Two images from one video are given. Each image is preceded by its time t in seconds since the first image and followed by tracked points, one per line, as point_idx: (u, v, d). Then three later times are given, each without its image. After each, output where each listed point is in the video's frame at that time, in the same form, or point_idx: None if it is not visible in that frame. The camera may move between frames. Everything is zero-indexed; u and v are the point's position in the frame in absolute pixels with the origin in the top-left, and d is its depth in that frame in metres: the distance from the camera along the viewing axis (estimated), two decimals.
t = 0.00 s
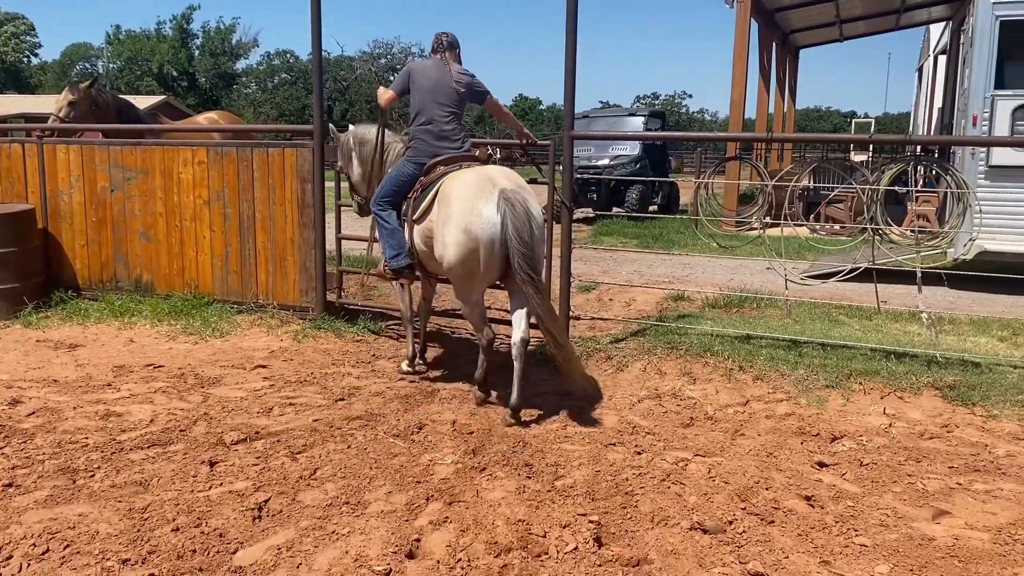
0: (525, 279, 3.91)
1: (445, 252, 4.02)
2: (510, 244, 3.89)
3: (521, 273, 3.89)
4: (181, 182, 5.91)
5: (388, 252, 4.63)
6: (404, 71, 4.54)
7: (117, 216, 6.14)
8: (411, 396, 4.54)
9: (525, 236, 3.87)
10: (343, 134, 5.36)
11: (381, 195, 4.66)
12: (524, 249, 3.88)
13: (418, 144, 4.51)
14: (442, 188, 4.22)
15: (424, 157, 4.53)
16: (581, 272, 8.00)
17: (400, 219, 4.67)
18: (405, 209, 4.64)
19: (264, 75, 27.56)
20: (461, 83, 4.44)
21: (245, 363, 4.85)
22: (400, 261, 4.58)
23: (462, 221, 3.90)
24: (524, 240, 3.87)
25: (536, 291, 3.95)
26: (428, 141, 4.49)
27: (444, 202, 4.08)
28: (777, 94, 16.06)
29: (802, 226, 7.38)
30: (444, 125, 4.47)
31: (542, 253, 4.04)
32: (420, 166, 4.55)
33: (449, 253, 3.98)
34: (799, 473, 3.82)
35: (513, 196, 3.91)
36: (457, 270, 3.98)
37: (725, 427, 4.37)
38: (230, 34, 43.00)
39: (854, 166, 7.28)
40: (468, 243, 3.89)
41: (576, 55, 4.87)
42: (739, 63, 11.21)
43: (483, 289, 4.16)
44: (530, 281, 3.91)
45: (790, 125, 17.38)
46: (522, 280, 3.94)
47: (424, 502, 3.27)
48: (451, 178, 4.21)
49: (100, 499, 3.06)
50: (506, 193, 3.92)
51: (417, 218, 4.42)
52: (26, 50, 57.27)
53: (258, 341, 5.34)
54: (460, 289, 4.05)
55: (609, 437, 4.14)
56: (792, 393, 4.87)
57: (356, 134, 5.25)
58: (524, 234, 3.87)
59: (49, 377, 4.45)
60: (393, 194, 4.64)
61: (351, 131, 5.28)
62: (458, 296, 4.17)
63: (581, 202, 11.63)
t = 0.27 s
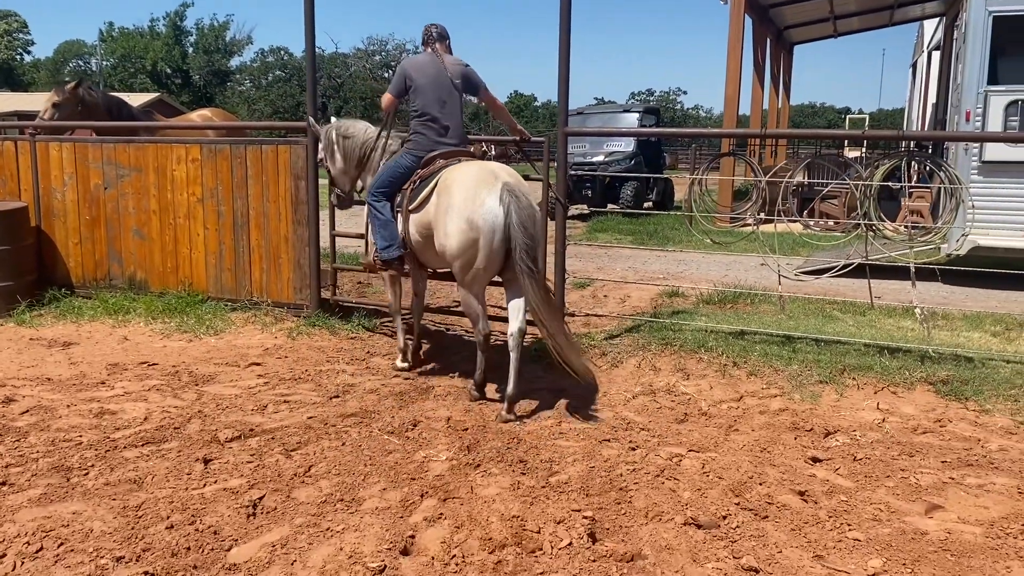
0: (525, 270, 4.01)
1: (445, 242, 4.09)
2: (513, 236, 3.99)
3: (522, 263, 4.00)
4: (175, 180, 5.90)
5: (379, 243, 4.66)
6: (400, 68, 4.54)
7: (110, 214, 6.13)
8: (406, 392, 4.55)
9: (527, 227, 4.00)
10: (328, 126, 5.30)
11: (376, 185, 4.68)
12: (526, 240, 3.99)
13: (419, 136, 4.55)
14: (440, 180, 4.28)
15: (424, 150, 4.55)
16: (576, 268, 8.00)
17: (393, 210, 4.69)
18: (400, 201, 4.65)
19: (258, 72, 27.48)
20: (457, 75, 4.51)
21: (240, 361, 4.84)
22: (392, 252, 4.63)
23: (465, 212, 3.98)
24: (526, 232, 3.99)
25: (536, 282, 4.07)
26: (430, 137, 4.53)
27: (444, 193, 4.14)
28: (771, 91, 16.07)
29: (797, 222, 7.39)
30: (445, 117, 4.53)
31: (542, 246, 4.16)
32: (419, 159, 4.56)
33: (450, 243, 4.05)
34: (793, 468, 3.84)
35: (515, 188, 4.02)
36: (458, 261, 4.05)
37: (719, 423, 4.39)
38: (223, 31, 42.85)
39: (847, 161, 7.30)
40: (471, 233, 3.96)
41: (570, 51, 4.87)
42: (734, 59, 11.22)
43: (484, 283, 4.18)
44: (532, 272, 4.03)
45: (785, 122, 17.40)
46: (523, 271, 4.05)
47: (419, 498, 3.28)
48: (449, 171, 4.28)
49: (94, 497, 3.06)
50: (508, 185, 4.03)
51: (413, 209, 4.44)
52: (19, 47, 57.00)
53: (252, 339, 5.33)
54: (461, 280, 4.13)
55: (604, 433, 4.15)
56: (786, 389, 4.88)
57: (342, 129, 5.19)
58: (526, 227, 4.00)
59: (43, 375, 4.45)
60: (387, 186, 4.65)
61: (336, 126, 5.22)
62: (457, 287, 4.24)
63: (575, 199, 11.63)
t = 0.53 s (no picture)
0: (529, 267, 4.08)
1: (448, 240, 4.15)
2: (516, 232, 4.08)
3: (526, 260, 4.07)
4: (170, 178, 5.89)
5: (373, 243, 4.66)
6: (395, 70, 4.51)
7: (106, 213, 6.12)
8: (403, 390, 4.55)
9: (529, 225, 4.08)
10: (316, 121, 5.25)
11: (370, 186, 4.68)
12: (530, 236, 4.08)
13: (416, 137, 4.58)
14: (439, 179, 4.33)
15: (420, 150, 4.59)
16: (572, 266, 8.01)
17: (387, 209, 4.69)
18: (395, 200, 4.66)
19: (254, 70, 27.43)
20: (451, 75, 4.51)
21: (236, 359, 4.84)
22: (386, 252, 4.64)
23: (467, 209, 4.04)
24: (530, 228, 4.08)
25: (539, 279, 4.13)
26: (428, 138, 4.58)
27: (445, 192, 4.20)
28: (767, 88, 16.08)
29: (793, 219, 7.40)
30: (441, 118, 4.56)
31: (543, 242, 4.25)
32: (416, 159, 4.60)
33: (454, 241, 4.11)
34: (789, 464, 3.85)
35: (515, 185, 4.11)
36: (462, 258, 4.11)
37: (715, 419, 4.40)
38: (219, 28, 42.75)
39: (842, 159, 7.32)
40: (474, 231, 4.03)
41: (565, 48, 4.87)
42: (730, 56, 11.23)
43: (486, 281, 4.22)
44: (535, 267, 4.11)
45: (781, 119, 17.42)
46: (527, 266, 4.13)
47: (416, 496, 3.28)
48: (447, 169, 4.34)
49: (91, 496, 3.06)
50: (509, 183, 4.11)
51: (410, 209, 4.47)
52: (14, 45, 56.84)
53: (249, 337, 5.33)
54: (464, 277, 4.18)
55: (600, 430, 4.15)
56: (782, 385, 4.90)
57: (332, 125, 5.17)
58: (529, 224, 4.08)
59: (39, 374, 4.45)
60: (383, 186, 4.65)
61: (327, 121, 5.18)
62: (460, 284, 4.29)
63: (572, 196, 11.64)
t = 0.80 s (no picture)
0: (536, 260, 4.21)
1: (453, 237, 4.23)
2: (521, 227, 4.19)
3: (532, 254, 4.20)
4: (169, 177, 5.89)
5: (368, 237, 4.64)
6: (393, 71, 4.51)
7: (105, 212, 6.11)
8: (402, 389, 4.55)
9: (534, 219, 4.19)
10: (311, 112, 5.18)
11: (367, 180, 4.65)
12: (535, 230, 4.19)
13: (414, 134, 4.59)
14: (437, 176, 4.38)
15: (419, 146, 4.60)
16: (571, 264, 8.02)
17: (383, 203, 4.67)
18: (391, 195, 4.65)
19: (253, 70, 27.44)
20: (449, 72, 4.52)
21: (236, 358, 4.84)
22: (380, 246, 4.63)
23: (472, 206, 4.12)
24: (535, 222, 4.19)
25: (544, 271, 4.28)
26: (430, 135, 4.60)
27: (446, 189, 4.26)
28: (766, 86, 16.08)
29: (792, 217, 7.40)
30: (439, 116, 4.58)
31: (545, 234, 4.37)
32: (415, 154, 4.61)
33: (459, 237, 4.19)
34: (788, 462, 3.85)
35: (518, 181, 4.21)
36: (467, 254, 4.20)
37: (714, 418, 4.40)
38: (218, 27, 42.74)
39: (841, 157, 7.32)
40: (480, 227, 4.12)
41: (564, 47, 4.87)
42: (728, 54, 11.23)
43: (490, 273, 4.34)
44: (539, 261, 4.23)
45: (780, 117, 17.42)
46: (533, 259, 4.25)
47: (415, 494, 3.29)
48: (446, 166, 4.38)
49: (90, 495, 3.06)
50: (511, 178, 4.21)
51: (408, 203, 4.48)
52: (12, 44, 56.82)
53: (248, 336, 5.33)
54: (469, 272, 4.28)
55: (599, 429, 4.15)
56: (781, 383, 4.90)
57: (328, 118, 5.13)
58: (533, 219, 4.19)
59: (38, 374, 4.45)
60: (380, 181, 4.63)
61: (323, 114, 5.13)
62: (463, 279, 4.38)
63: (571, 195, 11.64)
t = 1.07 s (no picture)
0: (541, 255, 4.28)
1: (458, 234, 4.22)
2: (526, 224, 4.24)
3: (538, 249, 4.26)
4: (171, 178, 5.89)
5: (369, 237, 4.65)
6: (394, 71, 4.51)
7: (106, 213, 6.12)
8: (403, 389, 4.55)
9: (538, 217, 4.26)
10: (309, 111, 5.17)
11: (368, 181, 4.65)
12: (540, 227, 4.26)
13: (414, 133, 4.59)
14: (440, 174, 4.37)
15: (418, 146, 4.60)
16: (573, 264, 8.01)
17: (383, 204, 4.67)
18: (392, 195, 4.65)
19: (255, 70, 27.48)
20: (450, 72, 4.53)
21: (237, 359, 4.85)
22: (381, 247, 4.64)
23: (478, 204, 4.14)
24: (538, 220, 4.26)
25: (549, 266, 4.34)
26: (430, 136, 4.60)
27: (450, 187, 4.26)
28: (768, 86, 16.08)
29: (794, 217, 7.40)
30: (439, 116, 4.58)
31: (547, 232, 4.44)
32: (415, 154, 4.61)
33: (464, 235, 4.19)
34: (790, 462, 3.85)
35: (522, 179, 4.26)
36: (473, 252, 4.20)
37: (716, 418, 4.40)
38: (220, 28, 42.81)
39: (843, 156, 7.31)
40: (485, 225, 4.13)
41: (566, 47, 4.87)
42: (730, 54, 11.22)
43: (494, 271, 4.36)
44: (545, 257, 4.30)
45: (782, 117, 17.41)
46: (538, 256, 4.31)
47: (417, 495, 3.28)
48: (448, 164, 4.39)
49: (92, 496, 3.06)
50: (515, 177, 4.26)
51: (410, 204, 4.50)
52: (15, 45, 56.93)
53: (250, 337, 5.33)
54: (474, 270, 4.28)
55: (601, 429, 4.15)
56: (783, 383, 4.90)
57: (327, 117, 5.13)
58: (536, 214, 4.27)
59: (40, 374, 4.46)
60: (380, 181, 4.63)
61: (323, 113, 5.13)
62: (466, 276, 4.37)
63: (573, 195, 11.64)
